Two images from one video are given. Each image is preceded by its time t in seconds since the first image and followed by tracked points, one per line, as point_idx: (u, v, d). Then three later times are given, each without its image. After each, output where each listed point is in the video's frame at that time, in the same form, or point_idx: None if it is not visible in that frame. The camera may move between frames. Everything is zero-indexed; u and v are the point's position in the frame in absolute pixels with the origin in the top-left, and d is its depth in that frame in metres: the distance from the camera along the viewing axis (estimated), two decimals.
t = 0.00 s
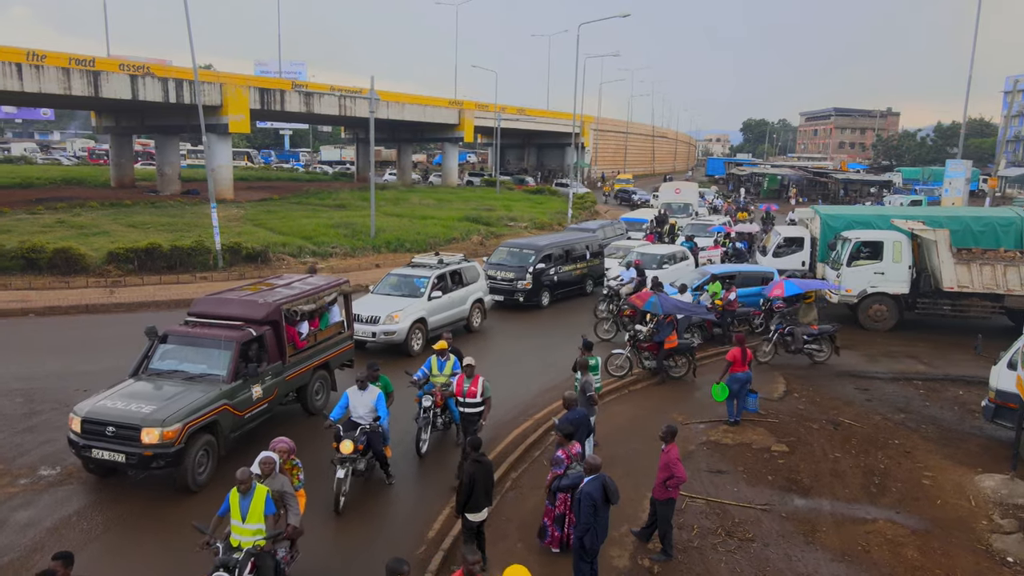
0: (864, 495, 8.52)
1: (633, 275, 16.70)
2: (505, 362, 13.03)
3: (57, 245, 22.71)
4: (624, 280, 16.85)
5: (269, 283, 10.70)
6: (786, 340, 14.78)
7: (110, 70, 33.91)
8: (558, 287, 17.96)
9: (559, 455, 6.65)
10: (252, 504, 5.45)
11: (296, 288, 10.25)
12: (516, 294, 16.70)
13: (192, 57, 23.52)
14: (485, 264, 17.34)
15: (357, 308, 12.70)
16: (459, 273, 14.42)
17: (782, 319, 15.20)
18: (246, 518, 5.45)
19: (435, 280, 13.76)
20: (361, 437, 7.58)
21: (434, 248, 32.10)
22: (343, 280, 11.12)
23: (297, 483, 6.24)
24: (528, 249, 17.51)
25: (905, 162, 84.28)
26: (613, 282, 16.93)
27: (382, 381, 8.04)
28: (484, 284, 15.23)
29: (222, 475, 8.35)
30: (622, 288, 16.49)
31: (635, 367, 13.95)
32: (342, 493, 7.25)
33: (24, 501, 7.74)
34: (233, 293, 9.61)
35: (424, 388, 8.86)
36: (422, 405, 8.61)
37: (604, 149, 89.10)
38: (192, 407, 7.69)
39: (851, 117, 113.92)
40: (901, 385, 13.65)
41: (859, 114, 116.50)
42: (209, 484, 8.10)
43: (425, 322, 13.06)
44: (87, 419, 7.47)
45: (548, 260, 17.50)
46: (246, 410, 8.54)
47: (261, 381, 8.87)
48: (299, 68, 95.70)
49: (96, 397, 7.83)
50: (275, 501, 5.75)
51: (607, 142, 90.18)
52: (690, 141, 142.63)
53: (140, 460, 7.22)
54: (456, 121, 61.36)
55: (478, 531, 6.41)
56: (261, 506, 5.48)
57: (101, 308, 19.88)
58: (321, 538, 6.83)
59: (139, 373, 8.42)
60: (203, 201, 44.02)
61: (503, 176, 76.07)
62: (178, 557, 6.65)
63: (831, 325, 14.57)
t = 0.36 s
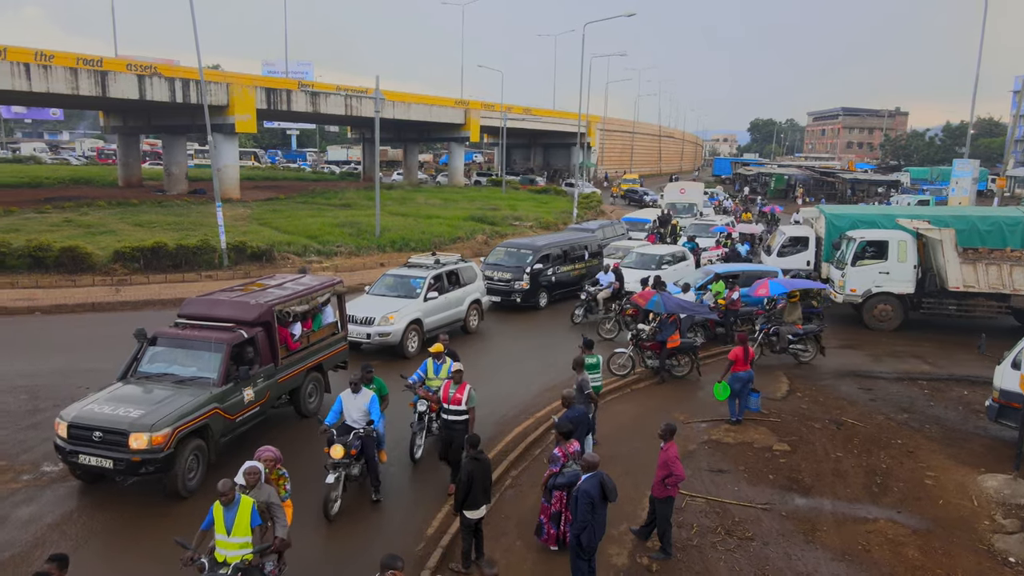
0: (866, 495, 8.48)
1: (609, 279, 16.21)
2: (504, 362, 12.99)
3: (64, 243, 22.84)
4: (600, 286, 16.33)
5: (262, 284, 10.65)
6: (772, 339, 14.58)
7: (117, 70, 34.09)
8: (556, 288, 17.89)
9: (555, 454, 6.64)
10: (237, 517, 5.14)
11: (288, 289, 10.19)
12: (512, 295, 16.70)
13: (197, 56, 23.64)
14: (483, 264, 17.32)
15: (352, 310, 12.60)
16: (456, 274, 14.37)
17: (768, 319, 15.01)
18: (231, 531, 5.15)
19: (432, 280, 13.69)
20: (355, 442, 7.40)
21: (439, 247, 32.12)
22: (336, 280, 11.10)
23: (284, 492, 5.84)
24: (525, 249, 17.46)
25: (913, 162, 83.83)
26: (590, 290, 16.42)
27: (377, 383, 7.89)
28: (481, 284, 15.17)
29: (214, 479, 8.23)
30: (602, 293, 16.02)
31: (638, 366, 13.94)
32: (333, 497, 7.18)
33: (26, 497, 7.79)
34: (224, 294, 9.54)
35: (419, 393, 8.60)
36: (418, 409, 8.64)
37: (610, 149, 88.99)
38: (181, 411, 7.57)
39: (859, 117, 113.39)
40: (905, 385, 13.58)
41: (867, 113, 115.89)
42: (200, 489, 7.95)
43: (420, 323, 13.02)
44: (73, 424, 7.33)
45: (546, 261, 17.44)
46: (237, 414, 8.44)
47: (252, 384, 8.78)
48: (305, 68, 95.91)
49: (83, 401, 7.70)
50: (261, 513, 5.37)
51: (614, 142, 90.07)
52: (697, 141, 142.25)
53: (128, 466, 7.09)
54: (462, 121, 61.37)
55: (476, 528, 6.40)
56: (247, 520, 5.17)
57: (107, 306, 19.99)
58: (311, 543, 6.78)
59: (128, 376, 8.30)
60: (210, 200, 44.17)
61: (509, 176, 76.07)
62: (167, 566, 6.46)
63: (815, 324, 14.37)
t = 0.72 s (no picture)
0: (868, 494, 8.44)
1: (588, 283, 15.75)
2: (503, 363, 12.90)
3: (73, 241, 22.99)
4: (578, 290, 15.77)
5: (252, 284, 10.43)
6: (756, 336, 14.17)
7: (126, 70, 34.29)
8: (553, 289, 17.75)
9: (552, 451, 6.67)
10: (230, 531, 4.90)
11: (280, 289, 9.97)
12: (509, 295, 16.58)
13: (206, 55, 23.75)
14: (480, 264, 17.23)
15: (348, 310, 12.59)
16: (454, 274, 14.33)
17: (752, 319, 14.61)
18: (223, 548, 4.89)
19: (429, 280, 13.65)
20: (347, 447, 7.23)
21: (445, 246, 32.16)
22: (329, 281, 10.97)
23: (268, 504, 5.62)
24: (523, 249, 17.32)
25: (924, 162, 83.27)
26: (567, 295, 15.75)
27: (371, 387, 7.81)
28: (479, 285, 15.12)
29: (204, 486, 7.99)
30: (581, 298, 15.54)
31: (642, 365, 13.90)
32: (325, 504, 6.99)
33: (30, 491, 7.85)
34: (214, 295, 9.31)
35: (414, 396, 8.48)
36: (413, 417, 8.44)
37: (618, 149, 88.85)
38: (170, 416, 7.33)
39: (869, 117, 112.71)
40: (911, 385, 13.49)
41: (878, 113, 115.14)
42: (190, 496, 7.72)
43: (417, 324, 12.98)
44: (57, 430, 7.08)
45: (544, 261, 17.26)
46: (228, 418, 8.20)
47: (243, 387, 8.55)
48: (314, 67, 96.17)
49: (68, 406, 7.44)
50: (250, 525, 5.14)
51: (622, 142, 89.95)
52: (705, 140, 141.73)
53: (115, 473, 6.84)
54: (469, 121, 61.41)
55: (474, 524, 6.42)
56: (240, 534, 4.93)
57: (114, 304, 20.11)
58: (302, 553, 6.56)
59: (115, 380, 8.06)
60: (218, 199, 44.37)
61: (517, 176, 76.14)
62: None
63: (803, 323, 14.37)
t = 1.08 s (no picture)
0: (869, 492, 8.40)
1: (570, 287, 15.14)
2: (502, 364, 12.81)
3: (81, 239, 23.15)
4: (559, 295, 15.13)
5: (244, 284, 10.26)
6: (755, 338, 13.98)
7: (135, 70, 34.48)
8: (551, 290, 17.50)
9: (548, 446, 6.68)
10: (219, 540, 4.75)
11: (273, 289, 9.80)
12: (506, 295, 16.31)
13: (213, 54, 23.85)
14: (477, 264, 17.01)
15: (346, 310, 12.58)
16: (453, 274, 14.27)
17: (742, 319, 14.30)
18: (211, 556, 4.75)
19: (428, 279, 13.60)
20: (340, 452, 7.09)
21: (451, 245, 32.22)
22: (322, 280, 10.80)
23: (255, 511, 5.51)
24: (521, 248, 17.11)
25: (934, 162, 82.70)
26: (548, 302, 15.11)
27: (364, 390, 7.59)
28: (479, 285, 15.08)
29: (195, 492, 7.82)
30: (565, 302, 14.93)
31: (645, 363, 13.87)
32: (315, 512, 6.81)
33: (32, 485, 7.91)
34: (205, 295, 9.18)
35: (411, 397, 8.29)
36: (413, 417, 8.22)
37: (626, 148, 88.70)
38: (160, 420, 7.18)
39: (879, 117, 112.13)
40: (915, 384, 13.43)
41: (887, 113, 114.41)
42: (180, 501, 7.55)
43: (415, 324, 12.93)
44: (43, 435, 6.93)
45: (542, 261, 17.02)
46: (219, 421, 8.04)
47: (235, 390, 8.38)
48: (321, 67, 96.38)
49: (55, 410, 7.29)
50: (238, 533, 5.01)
51: (630, 142, 89.80)
52: (713, 139, 141.25)
53: (102, 479, 6.68)
54: (476, 120, 61.43)
55: (472, 519, 6.43)
56: (229, 543, 4.79)
57: (121, 302, 20.25)
58: (290, 561, 6.41)
59: (103, 383, 7.90)
60: (225, 199, 44.56)
61: (524, 175, 76.15)
62: None
63: (795, 322, 14.28)
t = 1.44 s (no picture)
0: (870, 491, 8.36)
1: (550, 291, 14.37)
2: (497, 365, 12.71)
3: (89, 238, 23.27)
4: (540, 300, 14.35)
5: (234, 284, 10.10)
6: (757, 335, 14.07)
7: (144, 70, 34.66)
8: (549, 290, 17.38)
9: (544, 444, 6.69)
10: (204, 544, 4.67)
11: (263, 290, 9.66)
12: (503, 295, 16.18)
13: (218, 54, 23.92)
14: (475, 265, 16.91)
15: (342, 310, 12.63)
16: (451, 273, 14.24)
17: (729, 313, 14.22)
18: (197, 561, 4.66)
19: (425, 279, 13.58)
20: (326, 458, 6.81)
21: (456, 244, 32.25)
22: (314, 280, 10.66)
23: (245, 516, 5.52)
24: (518, 249, 17.03)
25: (945, 162, 82.15)
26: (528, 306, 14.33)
27: (355, 393, 7.37)
28: (477, 285, 15.04)
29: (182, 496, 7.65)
30: (546, 308, 14.17)
31: (647, 361, 13.82)
32: (298, 519, 6.62)
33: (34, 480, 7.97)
34: (194, 295, 9.05)
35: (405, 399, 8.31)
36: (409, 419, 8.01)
37: (634, 148, 88.50)
38: (147, 424, 7.02)
39: (889, 116, 111.49)
40: (919, 384, 13.35)
41: (898, 112, 113.72)
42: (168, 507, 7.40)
43: (411, 324, 12.94)
44: (26, 440, 6.77)
45: (539, 261, 16.95)
46: (208, 425, 7.91)
47: (225, 392, 8.25)
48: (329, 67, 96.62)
49: (39, 414, 7.13)
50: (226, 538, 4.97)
51: (638, 142, 89.63)
52: (722, 139, 140.85)
53: (87, 486, 6.53)
54: (483, 120, 61.45)
55: (468, 515, 6.43)
56: (215, 546, 4.71)
57: (128, 300, 20.34)
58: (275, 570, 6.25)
59: (88, 386, 7.75)
60: (233, 198, 44.73)
61: (531, 175, 76.13)
62: None
63: (780, 322, 14.04)
